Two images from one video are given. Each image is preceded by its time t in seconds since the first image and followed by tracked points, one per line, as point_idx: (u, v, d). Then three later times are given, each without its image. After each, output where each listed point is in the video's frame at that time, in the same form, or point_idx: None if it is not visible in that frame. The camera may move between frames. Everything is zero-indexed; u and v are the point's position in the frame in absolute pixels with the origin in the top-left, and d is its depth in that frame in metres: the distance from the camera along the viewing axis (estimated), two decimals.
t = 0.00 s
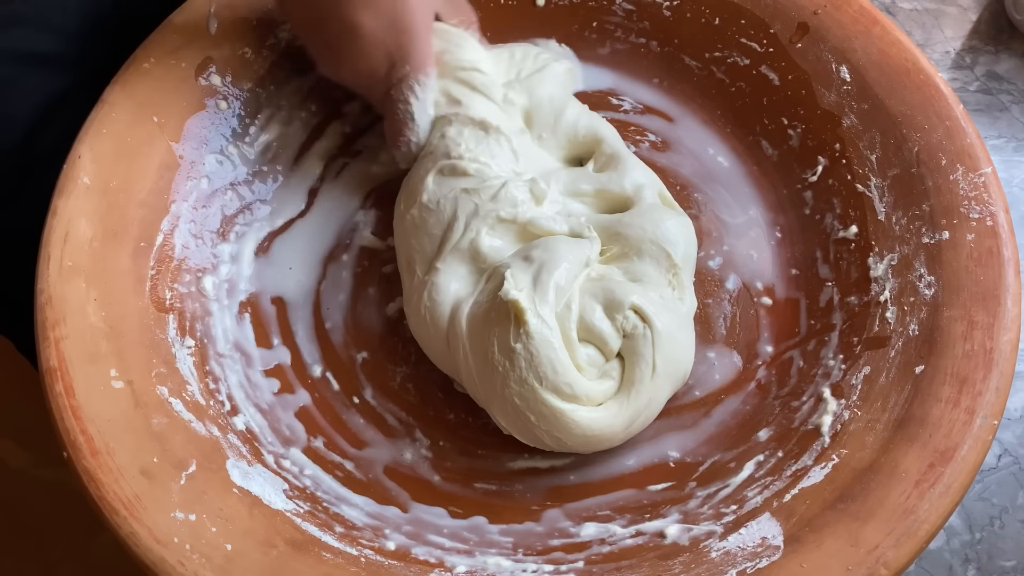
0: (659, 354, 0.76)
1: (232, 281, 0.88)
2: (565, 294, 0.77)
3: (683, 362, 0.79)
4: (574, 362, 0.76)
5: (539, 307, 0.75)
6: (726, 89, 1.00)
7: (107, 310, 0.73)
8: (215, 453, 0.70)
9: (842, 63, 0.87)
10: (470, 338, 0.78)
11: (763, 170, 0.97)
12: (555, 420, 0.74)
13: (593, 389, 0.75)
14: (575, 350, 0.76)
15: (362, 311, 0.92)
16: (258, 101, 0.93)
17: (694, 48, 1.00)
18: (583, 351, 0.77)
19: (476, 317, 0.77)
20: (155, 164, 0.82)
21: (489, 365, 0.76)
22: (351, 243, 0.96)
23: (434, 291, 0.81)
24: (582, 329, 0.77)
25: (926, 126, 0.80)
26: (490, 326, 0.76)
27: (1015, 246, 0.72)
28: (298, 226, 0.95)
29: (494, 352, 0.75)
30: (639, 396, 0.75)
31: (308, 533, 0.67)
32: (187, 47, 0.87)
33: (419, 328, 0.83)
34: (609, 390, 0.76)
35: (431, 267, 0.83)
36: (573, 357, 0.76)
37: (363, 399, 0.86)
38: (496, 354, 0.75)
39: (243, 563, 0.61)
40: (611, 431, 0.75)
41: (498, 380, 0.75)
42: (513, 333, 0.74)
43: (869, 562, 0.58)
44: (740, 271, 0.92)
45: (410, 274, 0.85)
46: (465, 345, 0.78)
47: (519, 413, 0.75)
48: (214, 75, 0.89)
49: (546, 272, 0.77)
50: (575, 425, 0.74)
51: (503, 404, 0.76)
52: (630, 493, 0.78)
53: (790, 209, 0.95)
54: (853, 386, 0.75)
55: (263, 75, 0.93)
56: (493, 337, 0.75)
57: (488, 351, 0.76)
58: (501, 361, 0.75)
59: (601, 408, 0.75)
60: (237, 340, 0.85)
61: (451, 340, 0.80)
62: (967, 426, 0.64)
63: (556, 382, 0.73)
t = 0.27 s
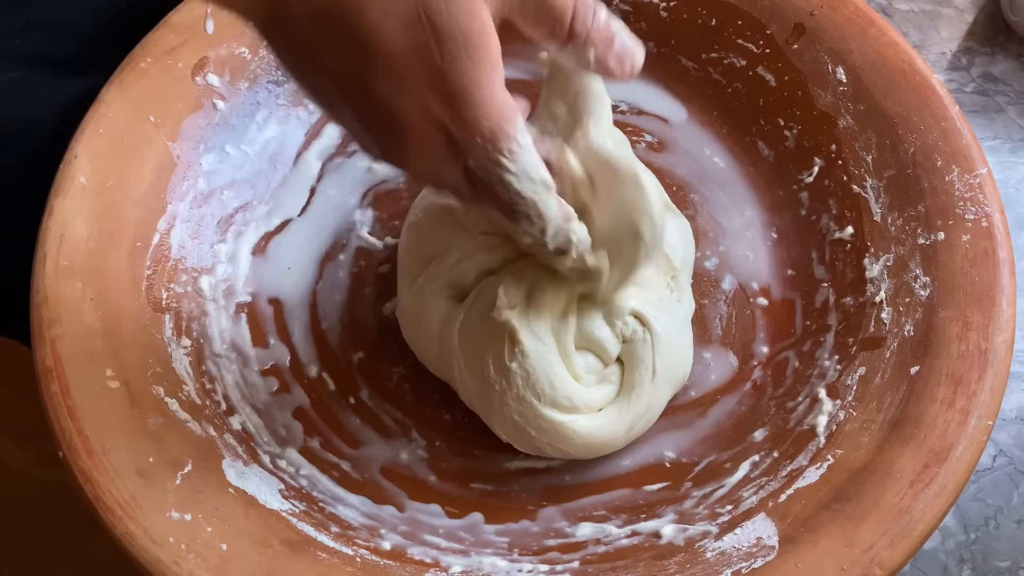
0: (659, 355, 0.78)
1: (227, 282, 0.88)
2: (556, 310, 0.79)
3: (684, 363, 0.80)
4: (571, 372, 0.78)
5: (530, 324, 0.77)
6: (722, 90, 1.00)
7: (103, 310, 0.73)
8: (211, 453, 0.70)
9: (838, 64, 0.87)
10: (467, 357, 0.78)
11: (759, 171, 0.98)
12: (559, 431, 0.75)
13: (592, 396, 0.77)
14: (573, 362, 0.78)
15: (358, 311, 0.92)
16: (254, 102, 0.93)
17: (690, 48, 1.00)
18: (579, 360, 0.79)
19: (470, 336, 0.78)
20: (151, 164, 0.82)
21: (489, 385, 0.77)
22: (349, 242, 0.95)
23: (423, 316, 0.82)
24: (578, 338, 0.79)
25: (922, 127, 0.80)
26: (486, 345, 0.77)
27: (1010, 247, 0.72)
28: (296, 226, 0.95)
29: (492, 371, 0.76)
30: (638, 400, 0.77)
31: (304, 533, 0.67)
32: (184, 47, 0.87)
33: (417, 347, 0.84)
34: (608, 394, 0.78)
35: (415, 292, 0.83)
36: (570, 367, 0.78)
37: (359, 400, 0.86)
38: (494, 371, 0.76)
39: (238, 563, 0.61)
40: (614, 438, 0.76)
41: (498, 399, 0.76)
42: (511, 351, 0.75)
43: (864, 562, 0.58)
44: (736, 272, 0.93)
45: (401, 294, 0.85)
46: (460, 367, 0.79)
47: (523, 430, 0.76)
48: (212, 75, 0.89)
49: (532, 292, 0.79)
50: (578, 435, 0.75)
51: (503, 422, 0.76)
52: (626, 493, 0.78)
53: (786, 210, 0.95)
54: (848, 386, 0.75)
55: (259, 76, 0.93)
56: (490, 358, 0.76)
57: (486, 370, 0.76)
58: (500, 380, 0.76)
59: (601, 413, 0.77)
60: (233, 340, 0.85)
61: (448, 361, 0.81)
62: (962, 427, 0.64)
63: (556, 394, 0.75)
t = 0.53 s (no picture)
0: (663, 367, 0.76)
1: (222, 282, 0.88)
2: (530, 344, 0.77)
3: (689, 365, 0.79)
4: (560, 402, 0.76)
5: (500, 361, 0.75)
6: (718, 91, 1.00)
7: (97, 310, 0.73)
8: (205, 453, 0.70)
9: (834, 65, 0.87)
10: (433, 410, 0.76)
11: (754, 172, 0.98)
12: (554, 460, 0.74)
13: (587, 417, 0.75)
14: (558, 391, 0.76)
15: (355, 310, 0.93)
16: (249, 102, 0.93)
17: (686, 49, 1.00)
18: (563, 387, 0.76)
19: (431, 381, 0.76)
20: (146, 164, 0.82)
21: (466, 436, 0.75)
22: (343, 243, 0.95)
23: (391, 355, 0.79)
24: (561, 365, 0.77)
25: (917, 128, 0.80)
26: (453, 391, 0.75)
27: (1003, 248, 0.72)
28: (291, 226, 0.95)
29: (463, 421, 0.74)
30: (642, 414, 0.76)
31: (298, 533, 0.67)
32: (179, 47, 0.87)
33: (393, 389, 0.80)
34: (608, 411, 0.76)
35: (378, 331, 0.80)
36: (557, 396, 0.75)
37: (353, 399, 0.87)
38: (466, 419, 0.74)
39: (231, 563, 0.61)
40: (616, 454, 0.76)
41: (479, 445, 0.75)
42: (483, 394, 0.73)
43: (857, 562, 0.58)
44: (731, 273, 0.93)
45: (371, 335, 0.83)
46: (428, 412, 0.77)
47: (515, 468, 0.75)
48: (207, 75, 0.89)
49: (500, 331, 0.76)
50: (575, 459, 0.74)
51: (489, 462, 0.75)
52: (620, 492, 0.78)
53: (781, 211, 0.95)
54: (842, 387, 0.75)
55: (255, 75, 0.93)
56: (459, 407, 0.74)
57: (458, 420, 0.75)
58: (475, 428, 0.74)
59: (599, 433, 0.75)
60: (228, 339, 0.85)
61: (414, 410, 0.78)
62: (955, 428, 0.64)
63: (541, 428, 0.73)
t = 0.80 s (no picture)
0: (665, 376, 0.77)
1: (220, 282, 0.88)
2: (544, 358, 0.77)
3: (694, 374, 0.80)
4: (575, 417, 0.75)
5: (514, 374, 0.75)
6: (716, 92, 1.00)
7: (95, 310, 0.73)
8: (202, 454, 0.70)
9: (832, 66, 0.87)
10: (450, 425, 0.76)
11: (752, 173, 0.98)
12: (571, 474, 0.73)
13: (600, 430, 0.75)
14: (572, 403, 0.76)
15: (352, 311, 0.92)
16: (247, 103, 0.93)
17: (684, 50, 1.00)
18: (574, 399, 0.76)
19: (448, 395, 0.76)
20: (145, 164, 0.82)
21: (483, 453, 0.75)
22: (341, 244, 0.96)
23: (409, 367, 0.80)
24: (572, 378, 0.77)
25: (915, 129, 0.80)
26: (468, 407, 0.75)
27: (1001, 249, 0.72)
28: (289, 226, 0.95)
29: (480, 439, 0.74)
30: (652, 423, 0.76)
31: (296, 534, 0.67)
32: (177, 48, 0.87)
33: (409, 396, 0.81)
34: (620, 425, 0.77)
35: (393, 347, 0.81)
36: (570, 409, 0.75)
37: (351, 400, 0.87)
38: (483, 436, 0.74)
39: (229, 563, 0.61)
40: (630, 465, 0.76)
41: (495, 462, 0.74)
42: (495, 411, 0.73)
43: (855, 563, 0.58)
44: (729, 274, 0.93)
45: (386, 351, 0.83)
46: (445, 427, 0.77)
47: (531, 484, 0.74)
48: (205, 75, 0.89)
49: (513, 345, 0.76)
50: (591, 471, 0.74)
51: (507, 477, 0.75)
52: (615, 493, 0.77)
53: (779, 212, 0.95)
54: (840, 388, 0.75)
55: (252, 76, 0.93)
56: (477, 423, 0.74)
57: (474, 439, 0.75)
58: (491, 446, 0.74)
59: (611, 444, 0.76)
60: (226, 339, 0.85)
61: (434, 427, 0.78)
62: (953, 429, 0.64)
63: (556, 444, 0.73)
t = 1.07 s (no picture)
0: (662, 391, 0.75)
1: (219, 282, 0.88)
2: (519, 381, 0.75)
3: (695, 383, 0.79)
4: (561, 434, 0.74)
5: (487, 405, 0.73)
6: (716, 92, 1.00)
7: (94, 310, 0.72)
8: (201, 454, 0.70)
9: (831, 67, 0.87)
10: (436, 454, 0.76)
11: (751, 174, 0.98)
12: (565, 491, 0.73)
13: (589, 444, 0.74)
14: (555, 421, 0.74)
15: (351, 311, 0.92)
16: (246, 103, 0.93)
17: (684, 51, 1.00)
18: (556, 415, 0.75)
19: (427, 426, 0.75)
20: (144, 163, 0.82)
21: (470, 482, 0.75)
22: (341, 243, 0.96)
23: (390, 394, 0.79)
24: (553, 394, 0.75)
25: (914, 130, 0.80)
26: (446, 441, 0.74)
27: (1000, 250, 0.72)
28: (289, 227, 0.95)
29: (464, 468, 0.74)
30: (648, 436, 0.75)
31: (295, 533, 0.67)
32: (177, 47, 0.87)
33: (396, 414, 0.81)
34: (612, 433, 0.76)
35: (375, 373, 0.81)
36: (554, 428, 0.74)
37: (350, 400, 0.87)
38: (467, 466, 0.74)
39: (228, 563, 0.61)
40: (627, 475, 0.75)
41: (484, 489, 0.74)
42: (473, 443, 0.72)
43: (853, 564, 0.58)
44: (729, 274, 0.93)
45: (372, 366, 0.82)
46: (432, 454, 0.76)
47: (526, 503, 0.74)
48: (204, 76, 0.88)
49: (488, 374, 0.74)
50: (584, 486, 0.73)
51: (500, 498, 0.74)
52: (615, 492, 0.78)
53: (778, 212, 0.95)
54: (839, 388, 0.75)
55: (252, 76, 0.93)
56: (458, 458, 0.74)
57: (459, 471, 0.74)
58: (477, 476, 0.74)
59: (605, 456, 0.75)
60: (225, 339, 0.85)
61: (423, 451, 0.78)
62: (952, 429, 0.64)
63: (541, 469, 0.72)
